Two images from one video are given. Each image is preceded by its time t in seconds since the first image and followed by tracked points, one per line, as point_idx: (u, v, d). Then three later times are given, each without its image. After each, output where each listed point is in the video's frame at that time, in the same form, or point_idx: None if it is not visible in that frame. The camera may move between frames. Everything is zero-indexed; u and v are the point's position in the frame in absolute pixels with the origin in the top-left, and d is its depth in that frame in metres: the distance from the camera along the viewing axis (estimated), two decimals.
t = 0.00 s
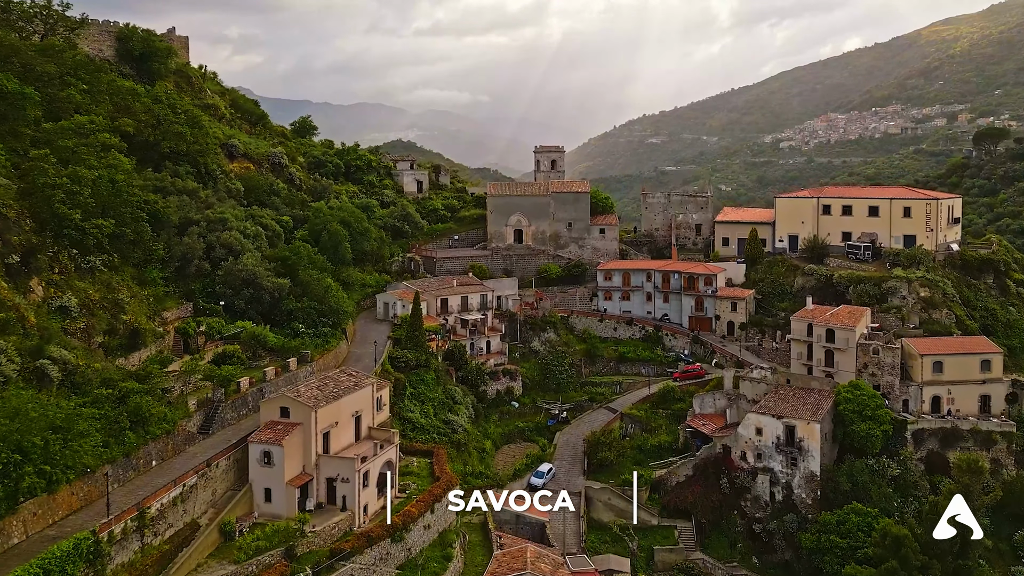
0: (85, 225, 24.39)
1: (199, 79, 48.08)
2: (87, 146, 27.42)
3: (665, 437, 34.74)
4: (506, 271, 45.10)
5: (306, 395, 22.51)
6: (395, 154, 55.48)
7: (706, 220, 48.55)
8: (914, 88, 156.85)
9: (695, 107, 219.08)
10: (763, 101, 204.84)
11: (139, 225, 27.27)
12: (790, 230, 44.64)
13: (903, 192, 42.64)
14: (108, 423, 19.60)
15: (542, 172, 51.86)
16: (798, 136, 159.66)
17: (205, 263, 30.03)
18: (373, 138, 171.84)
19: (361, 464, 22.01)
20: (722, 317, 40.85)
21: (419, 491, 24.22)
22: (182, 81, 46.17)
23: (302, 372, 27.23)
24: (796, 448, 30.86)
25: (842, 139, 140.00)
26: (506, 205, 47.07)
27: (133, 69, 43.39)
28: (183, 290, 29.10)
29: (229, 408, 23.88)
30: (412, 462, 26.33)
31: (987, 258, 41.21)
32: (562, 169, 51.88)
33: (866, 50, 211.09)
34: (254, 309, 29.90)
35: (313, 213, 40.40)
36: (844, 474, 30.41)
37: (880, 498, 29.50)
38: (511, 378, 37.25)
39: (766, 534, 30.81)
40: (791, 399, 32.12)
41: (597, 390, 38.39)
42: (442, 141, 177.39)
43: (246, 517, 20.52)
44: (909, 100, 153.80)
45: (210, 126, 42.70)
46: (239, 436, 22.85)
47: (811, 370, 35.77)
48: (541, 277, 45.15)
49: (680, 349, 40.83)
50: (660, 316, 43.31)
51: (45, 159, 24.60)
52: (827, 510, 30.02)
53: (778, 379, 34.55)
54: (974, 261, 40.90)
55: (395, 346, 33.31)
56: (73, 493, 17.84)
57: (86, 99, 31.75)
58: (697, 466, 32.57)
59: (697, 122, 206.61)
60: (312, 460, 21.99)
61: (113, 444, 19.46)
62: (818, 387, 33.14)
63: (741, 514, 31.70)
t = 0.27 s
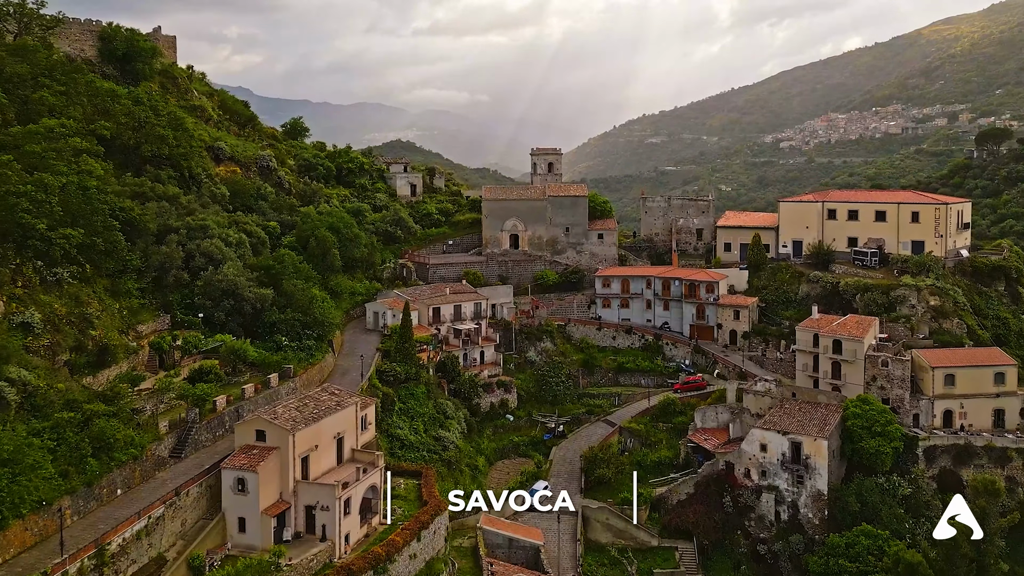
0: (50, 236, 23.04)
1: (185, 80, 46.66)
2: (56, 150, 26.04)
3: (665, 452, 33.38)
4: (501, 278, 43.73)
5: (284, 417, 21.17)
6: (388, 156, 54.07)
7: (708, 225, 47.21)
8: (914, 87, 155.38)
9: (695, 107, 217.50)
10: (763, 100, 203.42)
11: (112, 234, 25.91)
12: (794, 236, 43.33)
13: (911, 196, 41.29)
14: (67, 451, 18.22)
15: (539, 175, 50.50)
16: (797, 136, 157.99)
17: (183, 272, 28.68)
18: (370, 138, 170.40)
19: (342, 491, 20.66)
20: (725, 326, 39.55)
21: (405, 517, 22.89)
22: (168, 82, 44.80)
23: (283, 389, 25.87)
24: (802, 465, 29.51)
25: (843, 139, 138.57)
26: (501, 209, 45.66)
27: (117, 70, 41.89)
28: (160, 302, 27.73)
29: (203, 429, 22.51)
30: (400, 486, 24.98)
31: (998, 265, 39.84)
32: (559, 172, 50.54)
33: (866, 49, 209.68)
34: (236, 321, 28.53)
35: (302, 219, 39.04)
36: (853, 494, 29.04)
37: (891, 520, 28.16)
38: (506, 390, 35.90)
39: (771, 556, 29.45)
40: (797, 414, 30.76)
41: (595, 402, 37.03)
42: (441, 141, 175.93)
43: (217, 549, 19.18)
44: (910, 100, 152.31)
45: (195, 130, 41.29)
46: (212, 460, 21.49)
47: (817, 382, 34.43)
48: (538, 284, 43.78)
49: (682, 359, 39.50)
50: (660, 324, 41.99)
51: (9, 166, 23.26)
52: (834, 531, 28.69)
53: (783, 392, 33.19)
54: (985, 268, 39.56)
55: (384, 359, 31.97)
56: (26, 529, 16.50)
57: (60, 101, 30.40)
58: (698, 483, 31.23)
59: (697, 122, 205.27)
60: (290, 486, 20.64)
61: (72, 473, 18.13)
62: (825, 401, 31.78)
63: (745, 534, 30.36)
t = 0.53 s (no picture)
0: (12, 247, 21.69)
1: (171, 81, 45.30)
2: (23, 156, 24.69)
3: (665, 469, 32.02)
4: (496, 285, 42.37)
5: (259, 441, 19.87)
6: (381, 159, 52.72)
7: (709, 230, 45.87)
8: (915, 87, 153.99)
9: (695, 107, 216.10)
10: (763, 100, 202.03)
11: (81, 244, 24.56)
12: (798, 241, 42.00)
13: (920, 201, 39.95)
14: (20, 482, 16.86)
15: (536, 178, 49.16)
16: (798, 136, 156.56)
17: (160, 283, 27.32)
18: (368, 139, 168.89)
19: (320, 521, 19.34)
20: (727, 336, 38.26)
21: (390, 546, 21.58)
22: (153, 83, 43.45)
23: (263, 408, 24.56)
24: (809, 484, 28.21)
25: (844, 139, 137.16)
26: (496, 214, 44.31)
27: (99, 70, 40.37)
28: (135, 315, 26.40)
29: (174, 453, 21.17)
30: (386, 511, 23.69)
31: (1009, 272, 38.50)
32: (556, 175, 49.20)
33: (867, 49, 208.24)
34: (216, 334, 27.19)
35: (289, 225, 37.69)
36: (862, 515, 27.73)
37: (904, 544, 26.83)
38: (500, 403, 34.59)
39: None
40: (803, 430, 29.45)
41: (592, 415, 35.71)
42: (439, 141, 174.49)
43: None
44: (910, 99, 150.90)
45: (179, 132, 39.95)
46: (183, 488, 20.17)
47: (824, 396, 33.09)
48: (534, 291, 42.46)
49: (682, 369, 38.18)
50: (660, 333, 40.69)
51: None
52: (843, 554, 27.38)
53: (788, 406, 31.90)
54: (996, 276, 38.24)
55: (372, 373, 30.63)
56: None
57: (31, 103, 29.04)
58: (700, 503, 29.93)
59: (696, 121, 203.85)
60: (264, 516, 19.33)
61: (26, 507, 16.78)
62: (832, 417, 30.48)
63: (749, 556, 29.08)
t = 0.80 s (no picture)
0: None
1: (156, 82, 43.98)
2: None
3: (665, 487, 30.63)
4: (490, 293, 41.02)
5: (230, 469, 18.51)
6: (373, 162, 51.39)
7: (710, 235, 44.52)
8: (915, 87, 152.71)
9: (695, 107, 214.66)
10: (763, 100, 200.70)
11: (47, 256, 23.24)
12: (802, 247, 40.66)
13: (929, 206, 38.61)
14: None
15: (532, 182, 47.81)
16: (798, 136, 155.19)
17: (134, 295, 25.99)
18: (366, 139, 167.43)
19: (294, 557, 17.97)
20: (730, 346, 36.91)
21: None
22: (136, 85, 42.12)
23: (239, 429, 23.22)
24: (816, 505, 26.86)
25: (844, 139, 135.84)
26: (491, 219, 42.92)
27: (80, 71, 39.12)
28: (107, 329, 25.07)
29: (141, 481, 19.83)
30: (370, 538, 22.38)
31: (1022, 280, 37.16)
32: (553, 179, 47.86)
33: (867, 49, 206.91)
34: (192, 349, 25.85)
35: (275, 232, 36.35)
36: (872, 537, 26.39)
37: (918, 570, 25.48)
38: (494, 417, 33.25)
39: None
40: (810, 448, 28.10)
41: (589, 430, 34.38)
42: (438, 142, 173.04)
43: None
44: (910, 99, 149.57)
45: (162, 135, 38.63)
46: (148, 519, 18.80)
47: (830, 410, 31.74)
48: (529, 299, 41.11)
49: (683, 381, 36.82)
50: (660, 342, 39.36)
51: None
52: None
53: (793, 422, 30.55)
54: (1008, 284, 36.91)
55: (359, 387, 29.28)
56: None
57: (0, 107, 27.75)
58: (702, 523, 28.57)
59: (696, 122, 202.46)
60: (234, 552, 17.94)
61: None
62: (840, 433, 29.13)
63: None
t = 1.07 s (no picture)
0: None
1: (140, 83, 42.59)
2: None
3: (666, 507, 29.30)
4: (485, 301, 39.65)
5: (197, 503, 17.15)
6: (365, 165, 50.04)
7: (712, 241, 43.19)
8: (915, 87, 151.36)
9: (694, 107, 213.25)
10: (763, 100, 199.30)
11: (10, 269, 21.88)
12: (807, 254, 39.31)
13: (938, 211, 37.25)
14: None
15: (528, 186, 46.46)
16: (798, 136, 153.77)
17: (105, 309, 24.65)
18: (365, 140, 165.90)
19: None
20: (732, 357, 35.58)
21: None
22: (118, 86, 40.76)
23: (214, 452, 21.87)
24: (824, 529, 25.52)
25: (844, 139, 134.42)
26: (485, 224, 41.54)
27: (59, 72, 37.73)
28: (75, 346, 23.72)
29: (104, 513, 18.44)
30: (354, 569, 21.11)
31: None
32: (549, 182, 46.52)
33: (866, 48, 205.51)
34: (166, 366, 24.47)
35: (260, 239, 35.00)
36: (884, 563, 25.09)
37: None
38: (487, 432, 31.94)
39: None
40: (817, 467, 26.75)
41: (587, 445, 33.07)
42: (436, 142, 171.43)
43: None
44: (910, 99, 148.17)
45: (143, 139, 37.27)
46: (109, 556, 17.45)
47: (838, 426, 30.40)
48: (525, 307, 39.75)
49: (684, 394, 35.48)
50: (660, 352, 38.03)
51: None
52: None
53: (799, 439, 29.20)
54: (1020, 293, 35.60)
55: (345, 403, 27.95)
56: None
57: None
58: (704, 546, 27.24)
59: (695, 121, 201.04)
60: None
61: None
62: (849, 451, 27.78)
63: None
